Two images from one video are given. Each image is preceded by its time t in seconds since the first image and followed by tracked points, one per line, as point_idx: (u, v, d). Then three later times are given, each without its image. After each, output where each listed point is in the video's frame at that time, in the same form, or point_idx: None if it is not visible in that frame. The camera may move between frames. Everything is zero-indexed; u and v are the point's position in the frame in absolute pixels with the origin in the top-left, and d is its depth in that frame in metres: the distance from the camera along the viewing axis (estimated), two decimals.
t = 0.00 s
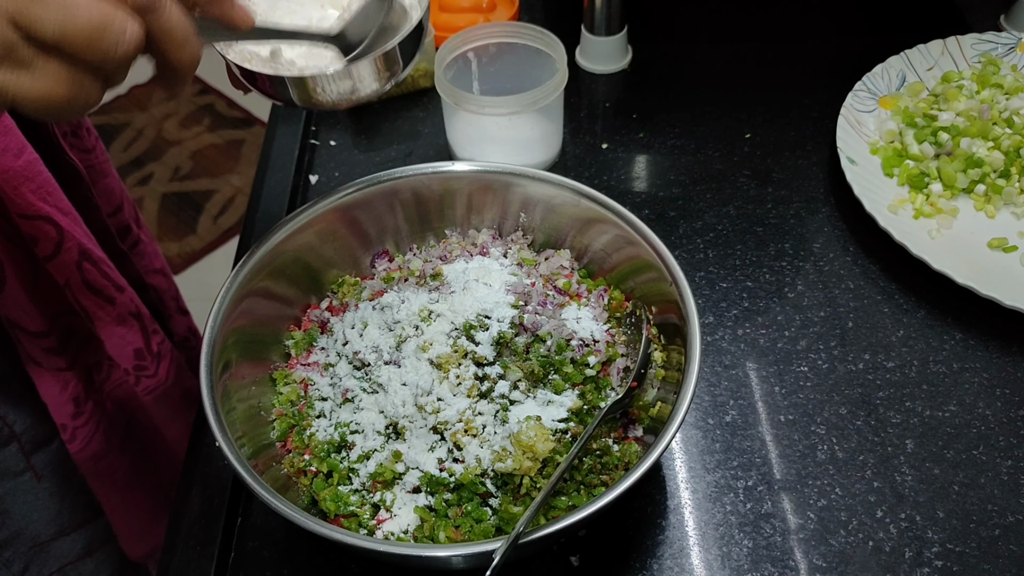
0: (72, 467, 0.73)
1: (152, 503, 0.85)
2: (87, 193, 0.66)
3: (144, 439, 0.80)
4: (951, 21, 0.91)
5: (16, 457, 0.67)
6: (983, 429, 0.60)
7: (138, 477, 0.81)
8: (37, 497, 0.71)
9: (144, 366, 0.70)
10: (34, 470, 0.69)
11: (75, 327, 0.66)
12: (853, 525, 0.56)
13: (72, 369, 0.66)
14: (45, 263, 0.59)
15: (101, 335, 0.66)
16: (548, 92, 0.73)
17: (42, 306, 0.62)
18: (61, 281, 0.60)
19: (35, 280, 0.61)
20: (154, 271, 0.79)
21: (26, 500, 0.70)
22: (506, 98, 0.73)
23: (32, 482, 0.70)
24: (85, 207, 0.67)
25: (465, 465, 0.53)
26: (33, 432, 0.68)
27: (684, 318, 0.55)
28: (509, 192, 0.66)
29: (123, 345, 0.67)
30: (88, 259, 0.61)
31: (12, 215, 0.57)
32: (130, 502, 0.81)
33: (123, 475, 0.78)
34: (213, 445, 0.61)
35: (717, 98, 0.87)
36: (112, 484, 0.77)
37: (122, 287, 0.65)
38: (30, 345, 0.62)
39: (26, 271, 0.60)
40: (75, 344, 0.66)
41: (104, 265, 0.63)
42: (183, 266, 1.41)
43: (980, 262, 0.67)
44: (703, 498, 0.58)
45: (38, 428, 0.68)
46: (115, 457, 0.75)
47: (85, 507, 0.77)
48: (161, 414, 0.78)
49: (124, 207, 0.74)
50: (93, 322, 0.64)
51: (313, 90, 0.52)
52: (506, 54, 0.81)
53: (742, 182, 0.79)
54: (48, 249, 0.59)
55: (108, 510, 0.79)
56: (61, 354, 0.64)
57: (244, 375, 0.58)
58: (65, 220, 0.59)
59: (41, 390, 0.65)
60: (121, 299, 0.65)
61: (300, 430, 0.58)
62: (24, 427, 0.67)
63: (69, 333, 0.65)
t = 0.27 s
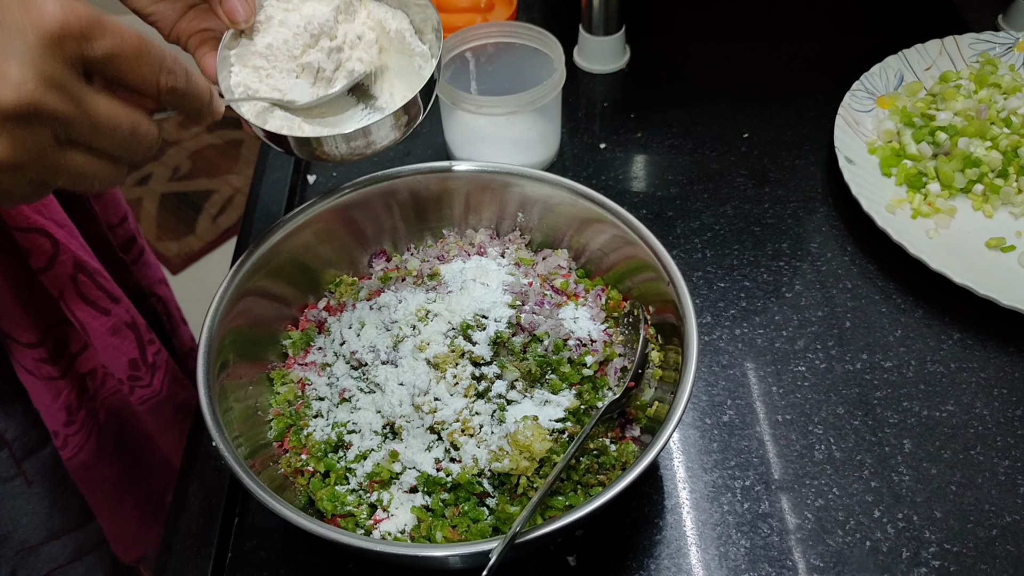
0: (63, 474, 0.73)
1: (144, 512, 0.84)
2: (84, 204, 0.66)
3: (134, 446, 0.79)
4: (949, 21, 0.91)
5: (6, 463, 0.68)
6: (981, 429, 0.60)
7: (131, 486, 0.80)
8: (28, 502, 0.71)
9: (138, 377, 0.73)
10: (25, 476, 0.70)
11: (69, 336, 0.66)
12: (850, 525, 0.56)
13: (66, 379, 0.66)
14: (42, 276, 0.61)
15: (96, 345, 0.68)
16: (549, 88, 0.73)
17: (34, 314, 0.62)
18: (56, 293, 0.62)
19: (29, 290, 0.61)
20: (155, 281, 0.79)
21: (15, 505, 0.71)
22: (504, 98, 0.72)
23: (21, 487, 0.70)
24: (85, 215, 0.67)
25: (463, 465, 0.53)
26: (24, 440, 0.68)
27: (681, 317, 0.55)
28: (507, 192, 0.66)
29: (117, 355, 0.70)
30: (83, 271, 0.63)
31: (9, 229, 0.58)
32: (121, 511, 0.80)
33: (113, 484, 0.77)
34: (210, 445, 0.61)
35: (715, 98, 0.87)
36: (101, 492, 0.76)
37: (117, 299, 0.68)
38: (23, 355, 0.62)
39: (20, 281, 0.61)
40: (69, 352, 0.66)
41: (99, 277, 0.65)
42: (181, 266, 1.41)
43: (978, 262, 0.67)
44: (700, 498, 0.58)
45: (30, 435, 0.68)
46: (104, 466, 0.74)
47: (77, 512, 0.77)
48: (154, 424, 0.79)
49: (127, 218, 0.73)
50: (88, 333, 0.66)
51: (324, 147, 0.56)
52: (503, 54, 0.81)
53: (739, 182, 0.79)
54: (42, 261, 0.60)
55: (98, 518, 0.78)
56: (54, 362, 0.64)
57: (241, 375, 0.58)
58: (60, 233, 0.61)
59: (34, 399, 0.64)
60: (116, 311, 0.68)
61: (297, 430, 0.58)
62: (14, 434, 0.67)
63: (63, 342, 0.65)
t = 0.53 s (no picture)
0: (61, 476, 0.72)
1: (146, 518, 0.84)
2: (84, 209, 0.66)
3: (135, 451, 0.80)
4: (949, 19, 0.91)
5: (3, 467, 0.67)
6: (979, 427, 0.60)
7: (133, 492, 0.80)
8: (24, 505, 0.71)
9: (140, 383, 0.73)
10: (21, 479, 0.69)
11: (71, 342, 0.66)
12: (848, 523, 0.56)
13: (67, 386, 0.66)
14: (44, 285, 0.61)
15: (98, 352, 0.68)
16: (549, 86, 0.73)
17: (37, 323, 0.62)
18: (59, 300, 0.62)
19: (30, 298, 0.61)
20: (153, 286, 0.79)
21: (12, 508, 0.70)
22: (503, 97, 0.72)
23: (17, 490, 0.70)
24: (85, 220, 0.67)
25: (461, 462, 0.53)
26: (22, 445, 0.68)
27: (680, 315, 0.54)
28: (506, 190, 0.66)
29: (119, 362, 0.70)
30: (85, 278, 0.63)
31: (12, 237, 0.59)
32: (123, 518, 0.80)
33: (115, 492, 0.77)
34: (209, 443, 0.61)
35: (714, 96, 0.87)
36: (104, 500, 0.76)
37: (118, 305, 0.68)
38: (24, 362, 0.62)
39: (21, 288, 0.60)
40: (72, 360, 0.66)
41: (100, 284, 0.65)
42: (180, 266, 1.41)
43: (977, 260, 0.67)
44: (698, 495, 0.58)
45: (27, 440, 0.68)
46: (106, 474, 0.75)
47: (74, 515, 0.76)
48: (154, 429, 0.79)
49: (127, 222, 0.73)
50: (91, 340, 0.66)
51: (318, 171, 0.54)
52: (502, 53, 0.81)
53: (738, 180, 0.79)
54: (45, 269, 0.60)
55: (100, 526, 0.78)
56: (56, 370, 0.64)
57: (240, 373, 0.58)
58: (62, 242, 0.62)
59: (36, 406, 0.64)
60: (118, 317, 0.68)
61: (296, 428, 0.58)
62: (11, 439, 0.67)
63: (65, 349, 0.65)
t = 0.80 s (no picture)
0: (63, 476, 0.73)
1: (147, 520, 0.84)
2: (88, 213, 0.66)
3: (136, 452, 0.79)
4: (949, 18, 0.91)
5: (5, 467, 0.67)
6: (980, 424, 0.60)
7: (135, 494, 0.80)
8: (25, 505, 0.71)
9: (144, 386, 0.72)
10: (23, 480, 0.69)
11: (74, 344, 0.66)
12: (850, 519, 0.56)
13: (71, 388, 0.66)
14: (49, 287, 0.61)
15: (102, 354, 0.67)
16: (550, 84, 0.73)
17: (42, 325, 0.62)
18: (63, 302, 0.62)
19: (35, 300, 0.61)
20: (157, 287, 0.79)
21: (13, 508, 0.70)
22: (504, 94, 0.72)
23: (18, 491, 0.69)
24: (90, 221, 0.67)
25: (463, 459, 0.53)
26: (24, 446, 0.68)
27: (682, 313, 0.54)
28: (507, 187, 0.66)
29: (122, 365, 0.69)
30: (90, 279, 0.63)
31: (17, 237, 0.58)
32: (124, 519, 0.80)
33: (117, 493, 0.77)
34: (210, 440, 0.61)
35: (715, 95, 0.87)
36: (106, 501, 0.76)
37: (123, 308, 0.67)
38: (28, 364, 0.62)
39: (26, 290, 0.60)
40: (76, 362, 0.67)
41: (105, 286, 0.65)
42: (180, 265, 1.41)
43: (978, 258, 0.67)
44: (700, 492, 0.58)
45: (30, 441, 0.68)
46: (108, 475, 0.75)
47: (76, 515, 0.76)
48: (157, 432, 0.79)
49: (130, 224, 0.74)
50: (94, 342, 0.66)
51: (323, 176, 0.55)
52: (504, 51, 0.81)
53: (739, 178, 0.79)
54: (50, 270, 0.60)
55: (102, 527, 0.78)
56: (60, 373, 0.64)
57: (242, 370, 0.58)
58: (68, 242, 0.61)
59: (40, 409, 0.65)
60: (122, 320, 0.67)
61: (298, 425, 0.58)
62: (14, 440, 0.67)
63: (70, 351, 0.65)
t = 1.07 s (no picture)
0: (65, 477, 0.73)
1: (150, 520, 0.83)
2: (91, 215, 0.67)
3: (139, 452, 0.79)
4: (948, 18, 0.91)
5: (6, 469, 0.68)
6: (978, 423, 0.61)
7: (139, 494, 0.80)
8: (26, 506, 0.71)
9: (146, 385, 0.71)
10: (24, 481, 0.70)
11: (77, 344, 0.67)
12: (848, 518, 0.56)
13: (75, 388, 0.67)
14: (52, 287, 0.61)
15: (104, 354, 0.67)
16: (549, 84, 0.74)
17: (45, 327, 0.62)
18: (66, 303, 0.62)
19: (37, 301, 0.62)
20: (158, 288, 0.79)
21: (15, 509, 0.70)
22: (503, 94, 0.72)
23: (20, 492, 0.70)
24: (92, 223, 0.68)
25: (462, 457, 0.53)
26: (25, 447, 0.68)
27: (680, 312, 0.55)
28: (506, 187, 0.66)
29: (124, 365, 0.68)
30: (93, 279, 0.63)
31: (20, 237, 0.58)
32: (127, 520, 0.79)
33: (120, 494, 0.77)
34: (210, 439, 0.61)
35: (714, 95, 0.87)
36: (109, 501, 0.76)
37: (127, 308, 0.66)
38: (31, 365, 0.62)
39: (29, 291, 0.61)
40: (78, 363, 0.67)
41: (108, 286, 0.64)
42: (181, 265, 1.41)
43: (976, 257, 0.68)
44: (698, 491, 0.58)
45: (31, 442, 0.69)
46: (112, 476, 0.74)
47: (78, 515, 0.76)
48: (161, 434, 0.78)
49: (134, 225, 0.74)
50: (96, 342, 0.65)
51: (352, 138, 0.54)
52: (503, 51, 0.81)
53: (738, 178, 0.79)
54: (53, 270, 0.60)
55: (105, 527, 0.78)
56: (63, 373, 0.65)
57: (242, 369, 0.58)
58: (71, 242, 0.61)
59: (44, 409, 0.65)
60: (125, 319, 0.66)
61: (297, 423, 0.58)
62: (16, 441, 0.67)
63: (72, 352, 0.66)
